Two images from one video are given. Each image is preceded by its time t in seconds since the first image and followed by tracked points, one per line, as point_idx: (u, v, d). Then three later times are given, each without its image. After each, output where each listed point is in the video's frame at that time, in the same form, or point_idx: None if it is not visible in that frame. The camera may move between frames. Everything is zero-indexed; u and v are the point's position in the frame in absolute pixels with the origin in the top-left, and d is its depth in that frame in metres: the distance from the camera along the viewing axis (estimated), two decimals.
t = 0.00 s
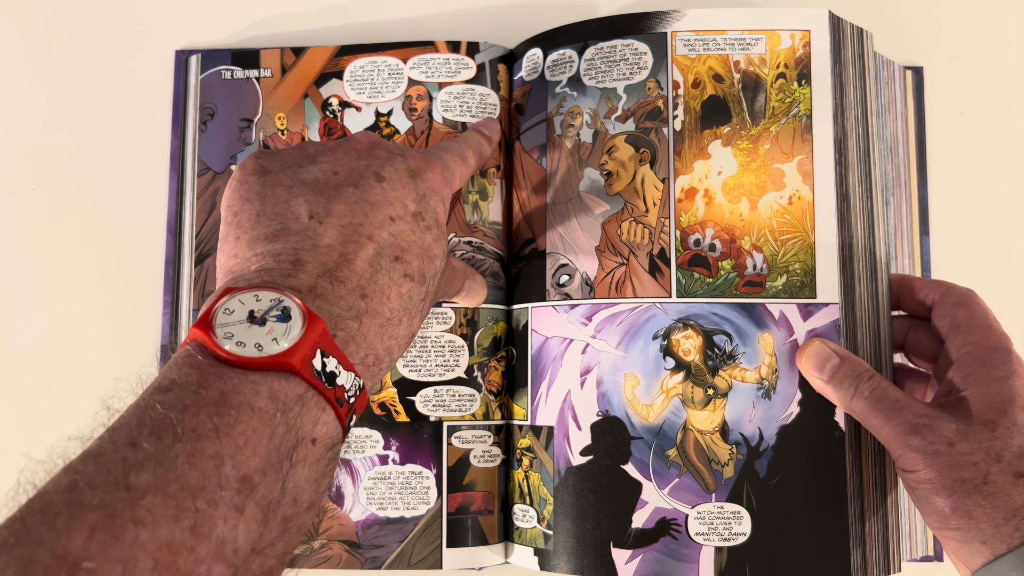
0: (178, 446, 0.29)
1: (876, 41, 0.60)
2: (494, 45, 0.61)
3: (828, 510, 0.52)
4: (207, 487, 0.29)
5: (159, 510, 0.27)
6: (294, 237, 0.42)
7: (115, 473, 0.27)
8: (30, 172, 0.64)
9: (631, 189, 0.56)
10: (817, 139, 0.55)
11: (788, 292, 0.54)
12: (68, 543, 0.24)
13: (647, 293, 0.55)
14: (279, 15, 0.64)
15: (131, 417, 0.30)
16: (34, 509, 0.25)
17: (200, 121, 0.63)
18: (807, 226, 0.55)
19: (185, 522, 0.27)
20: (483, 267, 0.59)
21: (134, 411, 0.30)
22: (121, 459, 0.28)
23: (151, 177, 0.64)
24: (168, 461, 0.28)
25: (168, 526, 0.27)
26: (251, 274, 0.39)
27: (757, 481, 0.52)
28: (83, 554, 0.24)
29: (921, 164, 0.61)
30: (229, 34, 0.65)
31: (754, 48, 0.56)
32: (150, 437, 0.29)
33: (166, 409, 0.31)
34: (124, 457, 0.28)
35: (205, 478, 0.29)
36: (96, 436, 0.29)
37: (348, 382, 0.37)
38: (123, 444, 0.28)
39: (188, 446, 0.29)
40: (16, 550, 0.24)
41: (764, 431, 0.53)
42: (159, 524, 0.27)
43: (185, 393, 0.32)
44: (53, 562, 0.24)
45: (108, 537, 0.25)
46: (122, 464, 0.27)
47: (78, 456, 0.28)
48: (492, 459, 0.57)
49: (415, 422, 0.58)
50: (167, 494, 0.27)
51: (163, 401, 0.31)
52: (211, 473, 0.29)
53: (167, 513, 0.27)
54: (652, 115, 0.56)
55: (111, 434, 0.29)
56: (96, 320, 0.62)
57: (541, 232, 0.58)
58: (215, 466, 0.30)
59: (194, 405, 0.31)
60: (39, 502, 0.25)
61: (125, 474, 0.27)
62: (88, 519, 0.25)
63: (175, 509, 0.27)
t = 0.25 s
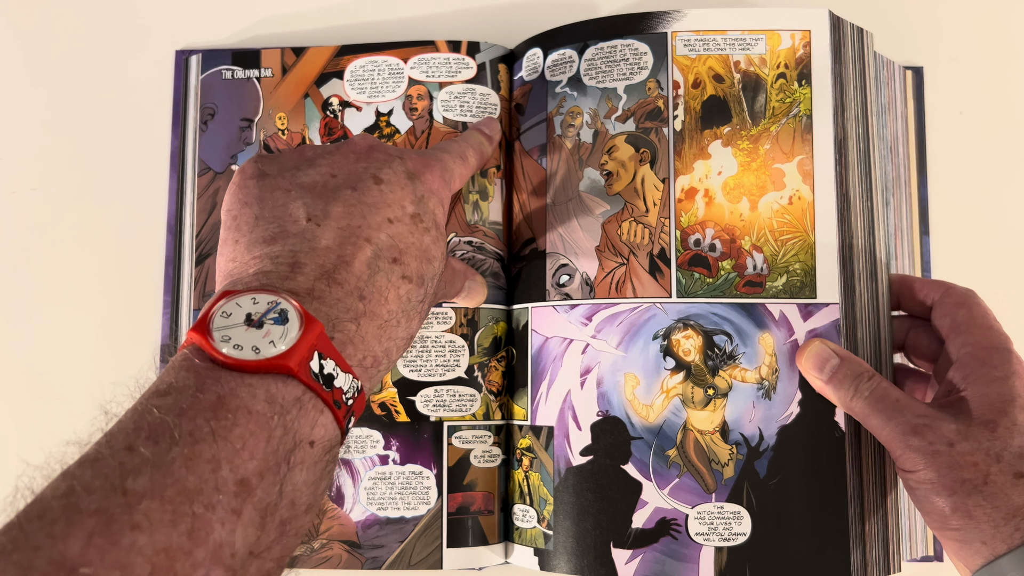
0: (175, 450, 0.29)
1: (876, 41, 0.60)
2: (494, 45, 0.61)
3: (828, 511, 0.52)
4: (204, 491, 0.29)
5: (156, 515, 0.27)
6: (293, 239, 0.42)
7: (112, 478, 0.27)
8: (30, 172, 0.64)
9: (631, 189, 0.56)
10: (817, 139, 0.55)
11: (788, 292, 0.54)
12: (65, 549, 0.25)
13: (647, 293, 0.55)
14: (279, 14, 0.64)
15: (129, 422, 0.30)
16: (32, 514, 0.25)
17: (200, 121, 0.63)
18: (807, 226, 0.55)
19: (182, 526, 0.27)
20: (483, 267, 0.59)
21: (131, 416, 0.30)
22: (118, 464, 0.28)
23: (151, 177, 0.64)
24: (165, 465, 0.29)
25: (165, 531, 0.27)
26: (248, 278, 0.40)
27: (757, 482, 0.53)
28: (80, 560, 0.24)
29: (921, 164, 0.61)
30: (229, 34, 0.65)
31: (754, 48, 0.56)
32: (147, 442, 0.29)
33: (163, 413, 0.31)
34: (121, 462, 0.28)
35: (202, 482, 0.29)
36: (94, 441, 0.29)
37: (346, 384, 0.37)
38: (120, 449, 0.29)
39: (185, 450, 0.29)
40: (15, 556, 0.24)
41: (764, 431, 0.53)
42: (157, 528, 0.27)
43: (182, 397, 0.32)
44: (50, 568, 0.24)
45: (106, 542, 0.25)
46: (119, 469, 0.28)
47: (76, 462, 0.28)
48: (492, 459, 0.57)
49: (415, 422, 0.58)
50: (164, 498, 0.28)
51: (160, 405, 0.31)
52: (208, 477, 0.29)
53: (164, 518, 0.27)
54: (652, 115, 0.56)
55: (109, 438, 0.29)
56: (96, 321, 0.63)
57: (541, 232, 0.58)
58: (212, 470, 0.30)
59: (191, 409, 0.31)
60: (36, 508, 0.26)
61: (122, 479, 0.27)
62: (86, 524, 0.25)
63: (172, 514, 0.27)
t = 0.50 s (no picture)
0: (175, 452, 0.29)
1: (876, 41, 0.60)
2: (495, 45, 0.61)
3: (828, 511, 0.52)
4: (204, 492, 0.29)
5: (156, 516, 0.27)
6: (292, 241, 0.42)
7: (112, 479, 0.27)
8: (30, 172, 0.64)
9: (631, 189, 0.56)
10: (817, 139, 0.55)
11: (789, 292, 0.54)
12: (66, 550, 0.25)
13: (647, 293, 0.55)
14: (280, 14, 0.64)
15: (129, 423, 0.30)
16: (33, 516, 0.25)
17: (200, 121, 0.63)
18: (807, 226, 0.55)
19: (183, 527, 0.27)
20: (483, 267, 0.59)
21: (132, 417, 0.30)
22: (119, 465, 0.28)
23: (151, 177, 0.64)
24: (165, 466, 0.29)
25: (165, 532, 0.27)
26: (248, 280, 0.40)
27: (758, 482, 0.53)
28: (81, 561, 0.24)
29: (921, 164, 0.61)
30: (229, 34, 0.65)
31: (754, 48, 0.56)
32: (148, 443, 0.29)
33: (164, 414, 0.31)
34: (121, 463, 0.28)
35: (202, 483, 0.29)
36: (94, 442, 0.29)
37: (346, 385, 0.37)
38: (120, 450, 0.29)
39: (185, 451, 0.29)
40: (14, 558, 0.24)
41: (764, 431, 0.53)
42: (157, 529, 0.27)
43: (182, 398, 0.32)
44: (51, 568, 0.24)
45: (106, 544, 0.25)
46: (119, 470, 0.28)
47: (76, 462, 0.28)
48: (492, 459, 0.57)
49: (415, 422, 0.58)
50: (164, 499, 0.28)
51: (160, 406, 0.31)
52: (208, 478, 0.29)
53: (165, 519, 0.27)
54: (653, 115, 0.56)
55: (109, 439, 0.29)
56: (96, 321, 0.63)
57: (541, 232, 0.58)
58: (212, 471, 0.30)
59: (191, 410, 0.31)
60: (37, 510, 0.25)
61: (122, 480, 0.27)
62: (86, 526, 0.25)
63: (172, 515, 0.27)
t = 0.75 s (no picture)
0: (171, 445, 0.29)
1: (876, 41, 0.60)
2: (495, 46, 0.61)
3: (828, 511, 0.52)
4: (200, 485, 0.29)
5: (153, 509, 0.27)
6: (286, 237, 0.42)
7: (108, 473, 0.28)
8: (30, 172, 0.64)
9: (631, 189, 0.56)
10: (817, 139, 0.55)
11: (789, 292, 0.54)
12: (63, 543, 0.25)
13: (647, 293, 0.55)
14: (280, 14, 0.64)
15: (125, 416, 0.30)
16: (29, 509, 0.26)
17: (201, 120, 0.63)
18: (807, 226, 0.55)
19: (179, 520, 0.28)
20: (483, 267, 0.59)
21: (127, 410, 0.31)
22: (115, 458, 0.28)
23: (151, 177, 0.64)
24: (161, 460, 0.29)
25: (162, 525, 0.27)
26: (244, 276, 0.40)
27: (758, 482, 0.53)
28: (78, 553, 0.25)
29: (921, 164, 0.61)
30: (229, 34, 0.65)
31: (754, 48, 0.56)
32: (143, 437, 0.29)
33: (159, 407, 0.31)
34: (117, 456, 0.28)
35: (198, 476, 0.29)
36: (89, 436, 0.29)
37: (341, 378, 0.37)
38: (116, 443, 0.29)
39: (181, 445, 0.30)
40: (11, 551, 0.24)
41: (765, 431, 0.53)
42: (153, 523, 0.27)
43: (177, 391, 0.32)
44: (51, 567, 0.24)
45: (103, 536, 0.26)
46: (115, 464, 0.28)
47: (72, 456, 0.28)
48: (492, 459, 0.57)
49: (415, 422, 0.58)
50: (161, 493, 0.28)
51: (156, 400, 0.31)
52: (204, 471, 0.30)
53: (161, 512, 0.27)
54: (652, 115, 0.56)
55: (105, 433, 0.29)
56: (96, 321, 0.63)
57: (541, 232, 0.58)
58: (208, 464, 0.30)
59: (186, 403, 0.31)
60: (33, 503, 0.26)
61: (118, 474, 0.28)
62: (83, 519, 0.26)
63: (169, 508, 0.28)
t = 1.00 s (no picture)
0: (162, 403, 0.29)
1: (877, 41, 0.60)
2: (498, 44, 0.61)
3: (828, 511, 0.52)
4: (191, 445, 0.29)
5: (145, 467, 0.27)
6: (278, 202, 0.41)
7: (99, 430, 0.27)
8: (30, 171, 0.64)
9: (632, 189, 0.56)
10: (818, 139, 0.55)
11: (789, 293, 0.54)
12: (55, 497, 0.24)
13: (648, 293, 0.55)
14: (281, 13, 0.64)
15: (113, 373, 0.29)
16: (18, 462, 0.25)
17: (203, 118, 0.63)
18: (808, 227, 0.55)
19: (170, 479, 0.27)
20: (483, 267, 0.59)
21: (115, 367, 0.30)
22: (105, 415, 0.27)
23: (151, 175, 0.64)
24: (152, 418, 0.28)
25: (155, 482, 0.27)
26: (235, 237, 0.39)
27: (758, 482, 0.53)
28: (71, 507, 0.24)
29: (921, 165, 0.61)
30: (230, 33, 0.64)
31: (755, 48, 0.56)
32: (134, 394, 0.29)
33: (149, 365, 0.30)
34: (107, 414, 0.28)
35: (189, 437, 0.29)
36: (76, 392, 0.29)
37: (328, 346, 0.36)
38: (105, 401, 0.28)
39: (171, 404, 0.29)
40: (2, 504, 0.23)
41: (765, 432, 0.53)
42: (147, 480, 0.27)
43: (167, 350, 0.31)
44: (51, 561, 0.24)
45: (96, 492, 0.25)
46: (106, 421, 0.27)
47: (59, 412, 0.27)
48: (492, 459, 0.57)
49: (415, 422, 0.58)
50: (152, 451, 0.27)
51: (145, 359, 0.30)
52: (195, 432, 0.29)
53: (153, 470, 0.27)
54: (654, 115, 0.56)
55: (93, 390, 0.29)
56: (95, 319, 0.62)
57: (542, 232, 0.58)
58: (198, 425, 0.29)
59: (176, 363, 0.31)
60: (23, 458, 0.25)
61: (109, 430, 0.27)
62: (75, 474, 0.25)
63: (160, 467, 0.27)
